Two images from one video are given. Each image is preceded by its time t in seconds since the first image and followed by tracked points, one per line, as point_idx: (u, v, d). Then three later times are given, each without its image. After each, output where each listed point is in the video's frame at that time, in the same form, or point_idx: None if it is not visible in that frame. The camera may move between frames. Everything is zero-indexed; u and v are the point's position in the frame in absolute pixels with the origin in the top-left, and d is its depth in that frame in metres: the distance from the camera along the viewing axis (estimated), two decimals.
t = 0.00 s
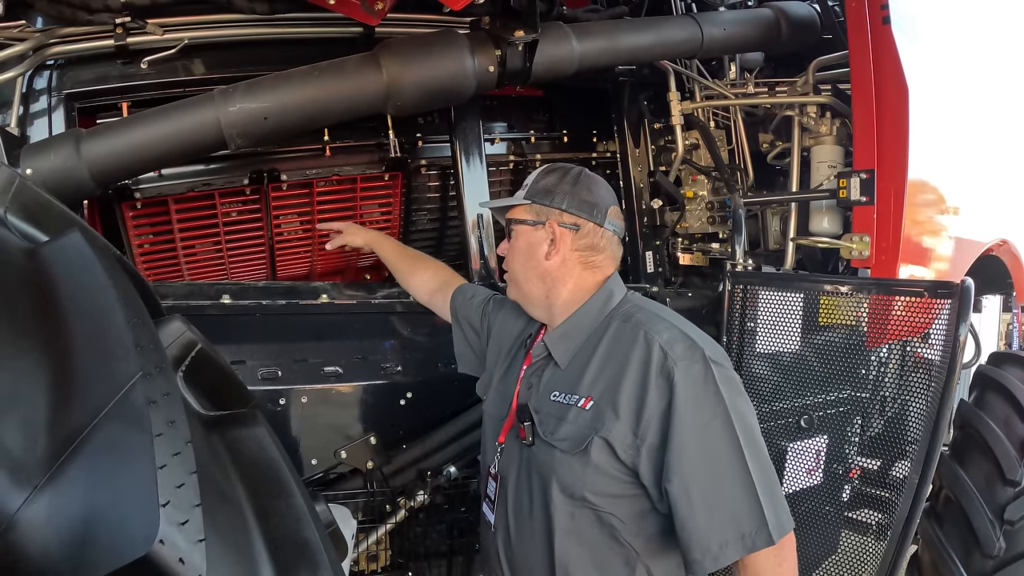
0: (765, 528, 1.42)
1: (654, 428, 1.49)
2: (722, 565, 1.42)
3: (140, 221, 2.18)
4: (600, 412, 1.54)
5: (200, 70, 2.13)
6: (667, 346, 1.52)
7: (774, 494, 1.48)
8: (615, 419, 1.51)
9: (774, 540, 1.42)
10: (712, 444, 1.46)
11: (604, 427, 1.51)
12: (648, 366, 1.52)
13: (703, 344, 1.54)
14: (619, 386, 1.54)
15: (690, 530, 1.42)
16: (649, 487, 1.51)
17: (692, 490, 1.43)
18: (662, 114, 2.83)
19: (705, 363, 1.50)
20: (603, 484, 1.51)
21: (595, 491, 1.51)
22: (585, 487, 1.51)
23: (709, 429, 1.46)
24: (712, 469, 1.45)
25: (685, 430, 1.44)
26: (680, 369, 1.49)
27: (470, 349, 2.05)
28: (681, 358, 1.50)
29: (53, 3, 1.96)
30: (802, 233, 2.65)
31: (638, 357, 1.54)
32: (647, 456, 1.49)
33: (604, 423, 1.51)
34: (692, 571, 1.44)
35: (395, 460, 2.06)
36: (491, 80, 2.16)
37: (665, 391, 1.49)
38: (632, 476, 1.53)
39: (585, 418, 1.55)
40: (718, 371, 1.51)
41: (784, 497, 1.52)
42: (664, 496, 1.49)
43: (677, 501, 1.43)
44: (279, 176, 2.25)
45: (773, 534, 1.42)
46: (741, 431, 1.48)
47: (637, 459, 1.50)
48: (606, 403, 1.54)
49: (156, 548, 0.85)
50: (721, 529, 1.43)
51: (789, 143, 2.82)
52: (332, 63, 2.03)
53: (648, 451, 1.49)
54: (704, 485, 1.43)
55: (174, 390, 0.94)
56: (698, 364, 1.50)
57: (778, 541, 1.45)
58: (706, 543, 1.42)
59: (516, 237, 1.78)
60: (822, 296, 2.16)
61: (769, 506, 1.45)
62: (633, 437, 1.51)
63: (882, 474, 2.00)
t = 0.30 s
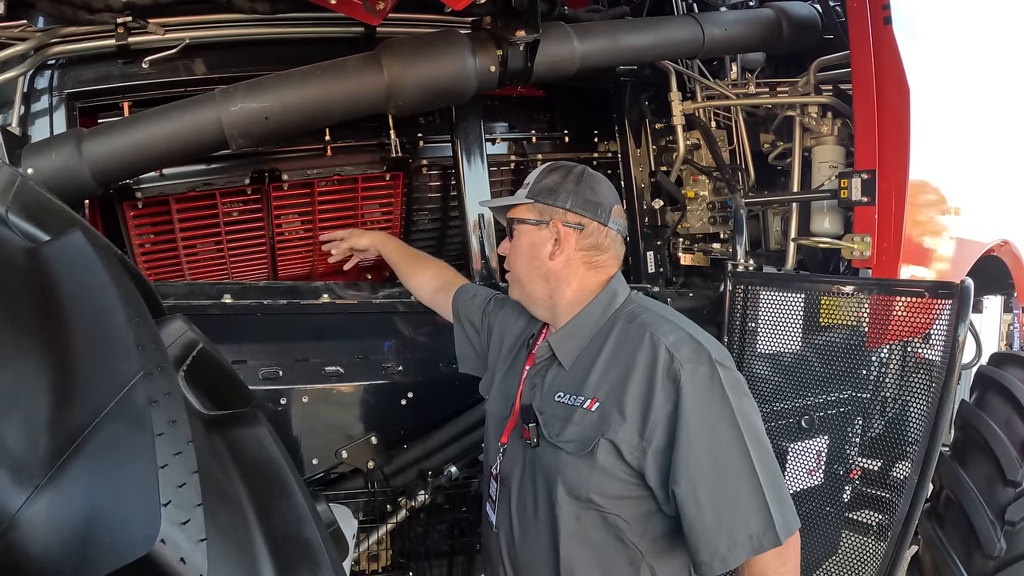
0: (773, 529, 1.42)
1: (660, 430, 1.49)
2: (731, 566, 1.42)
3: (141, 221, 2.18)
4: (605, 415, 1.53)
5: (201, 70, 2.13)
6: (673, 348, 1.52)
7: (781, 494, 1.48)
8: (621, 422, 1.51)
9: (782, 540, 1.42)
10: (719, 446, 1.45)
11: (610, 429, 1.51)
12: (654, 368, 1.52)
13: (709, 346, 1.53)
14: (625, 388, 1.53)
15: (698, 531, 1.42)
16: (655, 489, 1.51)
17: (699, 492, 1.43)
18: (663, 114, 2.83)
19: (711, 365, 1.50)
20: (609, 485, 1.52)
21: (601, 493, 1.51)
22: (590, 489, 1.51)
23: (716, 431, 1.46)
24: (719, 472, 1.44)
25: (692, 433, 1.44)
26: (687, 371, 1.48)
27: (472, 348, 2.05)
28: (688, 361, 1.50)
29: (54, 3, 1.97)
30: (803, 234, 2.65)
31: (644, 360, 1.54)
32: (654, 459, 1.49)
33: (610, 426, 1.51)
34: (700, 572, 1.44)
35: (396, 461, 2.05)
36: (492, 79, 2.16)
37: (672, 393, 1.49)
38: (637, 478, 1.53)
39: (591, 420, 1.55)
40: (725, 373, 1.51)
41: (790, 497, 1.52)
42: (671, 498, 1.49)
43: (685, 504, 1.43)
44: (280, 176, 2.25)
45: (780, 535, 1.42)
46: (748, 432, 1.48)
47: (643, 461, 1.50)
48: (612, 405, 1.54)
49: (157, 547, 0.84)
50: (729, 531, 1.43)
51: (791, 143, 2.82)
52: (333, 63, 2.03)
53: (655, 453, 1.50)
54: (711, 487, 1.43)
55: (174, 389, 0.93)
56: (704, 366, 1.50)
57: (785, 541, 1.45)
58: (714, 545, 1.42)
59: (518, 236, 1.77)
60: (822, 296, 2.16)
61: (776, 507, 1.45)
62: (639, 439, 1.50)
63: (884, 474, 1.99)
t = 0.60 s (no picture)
0: (775, 531, 1.42)
1: (666, 433, 1.49)
2: (734, 568, 1.42)
3: (142, 220, 2.18)
4: (611, 417, 1.53)
5: (202, 70, 2.13)
6: (679, 351, 1.51)
7: (783, 496, 1.48)
8: (627, 424, 1.51)
9: (784, 543, 1.42)
10: (724, 449, 1.45)
11: (616, 431, 1.51)
12: (660, 370, 1.52)
13: (714, 348, 1.53)
14: (631, 390, 1.53)
15: (702, 534, 1.42)
16: (660, 491, 1.51)
17: (704, 495, 1.42)
18: (664, 114, 2.83)
19: (716, 367, 1.50)
20: (614, 488, 1.52)
21: (606, 495, 1.51)
22: (595, 490, 1.51)
23: (721, 434, 1.46)
24: (724, 474, 1.44)
25: (697, 435, 1.44)
26: (693, 374, 1.48)
27: (473, 348, 2.05)
28: (693, 363, 1.50)
29: (56, 3, 1.98)
30: (804, 234, 2.65)
31: (650, 362, 1.54)
32: (659, 461, 1.49)
33: (615, 428, 1.51)
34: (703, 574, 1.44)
35: (396, 461, 2.05)
36: (493, 80, 2.17)
37: (678, 396, 1.49)
38: (643, 480, 1.53)
39: (596, 422, 1.54)
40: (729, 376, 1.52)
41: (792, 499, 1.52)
42: (675, 500, 1.49)
43: (690, 506, 1.42)
44: (281, 176, 2.25)
45: (783, 537, 1.42)
46: (751, 435, 1.49)
47: (649, 464, 1.50)
48: (617, 407, 1.54)
49: (158, 547, 0.84)
50: (732, 533, 1.42)
51: (792, 143, 2.82)
52: (334, 63, 2.02)
53: (660, 455, 1.49)
54: (716, 489, 1.43)
55: (175, 389, 0.93)
56: (710, 369, 1.50)
57: (787, 543, 1.46)
58: (718, 547, 1.42)
59: (523, 235, 1.77)
60: (824, 297, 2.16)
61: (779, 510, 1.45)
62: (645, 442, 1.50)
63: (883, 475, 1.99)
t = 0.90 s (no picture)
0: (773, 535, 1.42)
1: (670, 434, 1.49)
2: (730, 570, 1.42)
3: (143, 220, 2.18)
4: (615, 417, 1.53)
5: (203, 70, 2.13)
6: (684, 352, 1.51)
7: (782, 499, 1.48)
8: (632, 424, 1.50)
9: (781, 546, 1.42)
10: (725, 451, 1.45)
11: (620, 431, 1.51)
12: (666, 371, 1.52)
13: (718, 350, 1.54)
14: (636, 390, 1.53)
15: (701, 535, 1.42)
16: (662, 491, 1.51)
17: (705, 496, 1.42)
18: (665, 114, 2.83)
19: (721, 369, 1.50)
20: (617, 488, 1.51)
21: (608, 495, 1.51)
22: (598, 491, 1.51)
23: (723, 435, 1.46)
24: (725, 477, 1.44)
25: (700, 436, 1.44)
26: (698, 375, 1.48)
27: (474, 348, 2.04)
28: (698, 364, 1.50)
29: (57, 2, 1.97)
30: (805, 234, 2.65)
31: (655, 362, 1.54)
32: (663, 462, 1.49)
33: (620, 427, 1.51)
34: None
35: (397, 461, 2.05)
36: (494, 80, 2.17)
37: (682, 396, 1.49)
38: (646, 481, 1.53)
39: (601, 422, 1.54)
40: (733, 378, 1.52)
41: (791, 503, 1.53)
42: (676, 501, 1.49)
43: (690, 507, 1.42)
44: (282, 176, 2.25)
45: (780, 541, 1.42)
46: (753, 437, 1.49)
47: (652, 464, 1.49)
48: (621, 407, 1.54)
49: (157, 547, 0.84)
50: (730, 535, 1.43)
51: (793, 143, 2.81)
52: (335, 63, 2.02)
53: (664, 456, 1.49)
54: (717, 492, 1.43)
55: (175, 388, 0.93)
56: (714, 370, 1.50)
57: (784, 547, 1.46)
58: (715, 549, 1.42)
59: (559, 224, 1.73)
60: (825, 297, 2.15)
61: (777, 514, 1.45)
62: (649, 442, 1.50)
63: (875, 474, 1.99)
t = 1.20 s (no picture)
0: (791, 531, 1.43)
1: (681, 434, 1.49)
2: (749, 568, 1.42)
3: (144, 220, 2.18)
4: (626, 417, 1.53)
5: (204, 70, 2.13)
6: (694, 352, 1.52)
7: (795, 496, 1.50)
8: (642, 424, 1.50)
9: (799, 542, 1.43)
10: (739, 450, 1.46)
11: (631, 432, 1.50)
12: (676, 371, 1.52)
13: (726, 350, 1.54)
14: (646, 391, 1.53)
15: (717, 535, 1.41)
16: (674, 491, 1.50)
17: (719, 495, 1.42)
18: (665, 114, 2.83)
19: (731, 369, 1.51)
20: (627, 489, 1.51)
21: (619, 496, 1.51)
22: (609, 492, 1.51)
23: (736, 434, 1.46)
24: (741, 475, 1.44)
25: (714, 436, 1.44)
26: (709, 375, 1.48)
27: (475, 348, 2.04)
28: (709, 364, 1.50)
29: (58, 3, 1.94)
30: (806, 234, 2.64)
31: (666, 362, 1.54)
32: (674, 462, 1.49)
33: (630, 428, 1.51)
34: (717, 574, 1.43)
35: (397, 460, 2.05)
36: (495, 80, 2.17)
37: (693, 396, 1.49)
38: (657, 481, 1.53)
39: (610, 422, 1.54)
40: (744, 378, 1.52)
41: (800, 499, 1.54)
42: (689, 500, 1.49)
43: (705, 506, 1.41)
44: (283, 176, 2.24)
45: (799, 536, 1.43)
46: (764, 436, 1.49)
47: (663, 465, 1.49)
48: (632, 408, 1.53)
49: (159, 546, 0.84)
50: (748, 533, 1.42)
51: (794, 144, 2.81)
52: (337, 63, 2.02)
53: (675, 456, 1.49)
54: (733, 490, 1.43)
55: (177, 387, 0.93)
56: (725, 370, 1.50)
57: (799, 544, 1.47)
58: (734, 546, 1.41)
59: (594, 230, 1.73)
60: (827, 297, 2.15)
61: (792, 511, 1.47)
62: (660, 442, 1.50)
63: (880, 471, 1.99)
